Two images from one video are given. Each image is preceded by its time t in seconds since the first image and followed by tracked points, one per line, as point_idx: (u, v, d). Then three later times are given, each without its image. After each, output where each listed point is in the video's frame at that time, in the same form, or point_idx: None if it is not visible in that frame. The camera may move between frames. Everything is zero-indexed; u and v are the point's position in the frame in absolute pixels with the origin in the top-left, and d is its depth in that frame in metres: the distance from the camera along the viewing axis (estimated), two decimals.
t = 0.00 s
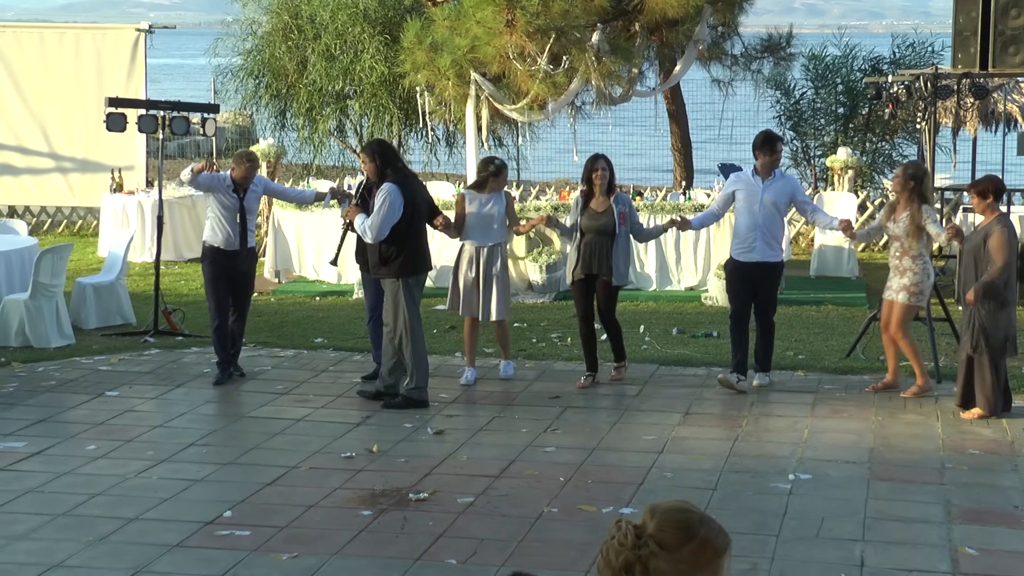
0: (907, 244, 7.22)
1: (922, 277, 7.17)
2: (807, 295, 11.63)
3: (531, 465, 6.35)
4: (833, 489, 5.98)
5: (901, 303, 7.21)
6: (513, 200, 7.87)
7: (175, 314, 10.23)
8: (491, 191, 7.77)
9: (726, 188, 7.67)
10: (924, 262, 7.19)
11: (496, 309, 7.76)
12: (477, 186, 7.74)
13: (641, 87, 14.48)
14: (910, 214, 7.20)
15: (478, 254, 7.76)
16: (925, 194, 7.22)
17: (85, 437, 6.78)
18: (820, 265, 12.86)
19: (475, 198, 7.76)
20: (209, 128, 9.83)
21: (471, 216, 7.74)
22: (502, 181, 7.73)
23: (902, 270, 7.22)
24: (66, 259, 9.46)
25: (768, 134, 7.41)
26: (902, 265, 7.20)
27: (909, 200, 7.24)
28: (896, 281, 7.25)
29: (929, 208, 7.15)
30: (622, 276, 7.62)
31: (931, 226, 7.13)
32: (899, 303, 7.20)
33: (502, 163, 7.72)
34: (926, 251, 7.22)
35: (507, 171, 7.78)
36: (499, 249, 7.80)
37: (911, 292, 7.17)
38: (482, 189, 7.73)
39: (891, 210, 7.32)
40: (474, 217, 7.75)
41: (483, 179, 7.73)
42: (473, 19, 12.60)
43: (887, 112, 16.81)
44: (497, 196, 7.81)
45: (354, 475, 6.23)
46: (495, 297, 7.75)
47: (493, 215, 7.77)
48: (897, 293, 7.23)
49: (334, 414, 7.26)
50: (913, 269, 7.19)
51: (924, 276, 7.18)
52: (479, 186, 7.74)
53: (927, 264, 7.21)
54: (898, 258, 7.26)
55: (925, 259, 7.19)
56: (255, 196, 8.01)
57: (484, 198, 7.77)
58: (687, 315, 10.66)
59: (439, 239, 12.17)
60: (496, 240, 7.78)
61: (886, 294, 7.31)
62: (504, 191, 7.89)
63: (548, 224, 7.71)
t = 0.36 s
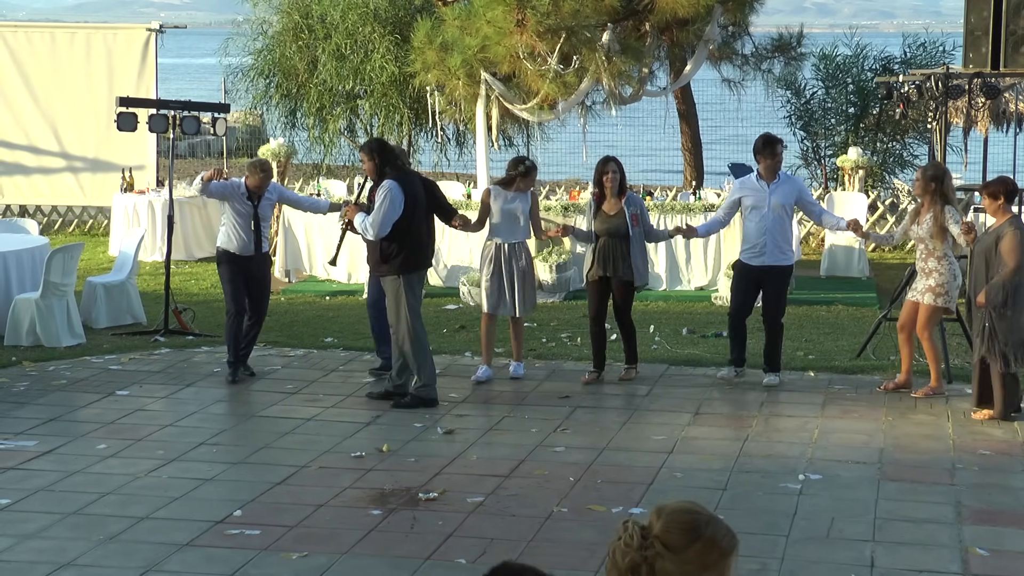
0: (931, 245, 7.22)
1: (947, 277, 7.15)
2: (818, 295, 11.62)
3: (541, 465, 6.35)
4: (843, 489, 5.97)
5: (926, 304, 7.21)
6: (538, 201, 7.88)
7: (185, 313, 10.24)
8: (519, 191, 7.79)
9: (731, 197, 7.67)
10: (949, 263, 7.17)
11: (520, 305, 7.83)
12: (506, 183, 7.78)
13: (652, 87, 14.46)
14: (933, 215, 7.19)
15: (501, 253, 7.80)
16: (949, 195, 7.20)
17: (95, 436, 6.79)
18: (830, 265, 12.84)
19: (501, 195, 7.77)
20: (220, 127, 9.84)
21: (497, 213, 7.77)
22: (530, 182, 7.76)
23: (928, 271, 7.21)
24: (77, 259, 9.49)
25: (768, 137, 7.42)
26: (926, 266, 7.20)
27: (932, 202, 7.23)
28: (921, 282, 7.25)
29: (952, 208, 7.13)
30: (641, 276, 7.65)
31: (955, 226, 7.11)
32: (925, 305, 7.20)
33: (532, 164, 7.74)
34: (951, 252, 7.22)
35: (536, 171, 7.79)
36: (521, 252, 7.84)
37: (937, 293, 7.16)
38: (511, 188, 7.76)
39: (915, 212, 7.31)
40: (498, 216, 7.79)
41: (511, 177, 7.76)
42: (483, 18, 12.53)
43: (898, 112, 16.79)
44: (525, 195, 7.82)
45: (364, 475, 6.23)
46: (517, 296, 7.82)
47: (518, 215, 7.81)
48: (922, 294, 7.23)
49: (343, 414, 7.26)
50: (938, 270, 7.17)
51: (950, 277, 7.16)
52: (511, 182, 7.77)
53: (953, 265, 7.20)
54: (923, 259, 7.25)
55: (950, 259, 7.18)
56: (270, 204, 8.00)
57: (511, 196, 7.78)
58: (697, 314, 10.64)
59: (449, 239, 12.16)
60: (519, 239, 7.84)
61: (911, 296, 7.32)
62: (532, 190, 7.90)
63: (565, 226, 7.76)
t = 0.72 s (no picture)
0: (926, 240, 7.21)
1: (940, 274, 7.15)
2: (818, 295, 11.62)
3: (540, 465, 6.35)
4: (843, 489, 5.97)
5: (921, 300, 7.21)
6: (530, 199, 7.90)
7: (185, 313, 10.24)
8: (509, 189, 7.81)
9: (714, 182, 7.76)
10: (942, 259, 7.17)
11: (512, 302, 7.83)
12: (495, 179, 7.82)
13: (651, 86, 14.47)
14: (929, 211, 7.16)
15: (490, 252, 7.83)
16: (946, 191, 7.17)
17: (94, 436, 6.79)
18: (830, 265, 12.84)
19: (492, 193, 7.81)
20: (219, 127, 9.85)
21: (487, 209, 7.80)
22: (519, 176, 7.79)
23: (921, 267, 7.22)
24: (76, 259, 9.50)
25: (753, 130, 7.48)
26: (919, 262, 7.21)
27: (930, 198, 7.21)
28: (915, 279, 7.26)
29: (949, 205, 7.09)
30: (624, 274, 7.64)
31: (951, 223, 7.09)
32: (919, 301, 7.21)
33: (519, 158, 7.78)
34: (945, 249, 7.21)
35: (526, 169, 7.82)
36: (512, 247, 7.85)
37: (930, 289, 7.16)
38: (500, 185, 7.80)
39: (912, 207, 7.30)
40: (489, 214, 7.81)
41: (501, 175, 7.81)
42: (482, 18, 12.53)
43: (897, 111, 16.79)
44: (515, 191, 7.83)
45: (363, 475, 6.23)
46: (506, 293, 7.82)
47: (508, 212, 7.81)
48: (917, 290, 7.24)
49: (343, 414, 7.26)
50: (932, 267, 7.18)
51: (943, 273, 7.15)
52: (500, 180, 7.81)
53: (947, 262, 7.19)
54: (918, 255, 7.25)
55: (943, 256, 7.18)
56: (267, 198, 8.04)
57: (502, 191, 7.80)
58: (697, 314, 10.63)
59: (449, 239, 12.16)
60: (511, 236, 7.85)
61: (907, 291, 7.33)
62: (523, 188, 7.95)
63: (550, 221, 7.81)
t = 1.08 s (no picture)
0: (913, 244, 7.23)
1: (923, 277, 7.18)
2: (818, 295, 11.62)
3: (540, 464, 6.35)
4: (843, 488, 5.97)
5: (898, 299, 7.23)
6: (501, 198, 7.97)
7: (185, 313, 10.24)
8: (481, 190, 7.86)
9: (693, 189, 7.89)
10: (927, 263, 7.21)
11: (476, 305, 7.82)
12: (468, 182, 7.86)
13: (652, 86, 14.47)
14: (918, 215, 7.18)
15: (464, 253, 7.88)
16: (934, 197, 7.21)
17: (94, 436, 6.79)
18: (830, 264, 12.85)
19: (466, 196, 7.85)
20: (219, 127, 9.86)
21: (462, 213, 7.84)
22: (490, 176, 7.81)
23: (905, 269, 7.25)
24: (76, 259, 9.50)
25: (730, 135, 7.61)
26: (904, 265, 7.23)
27: (919, 202, 7.23)
28: (898, 279, 7.28)
29: (938, 210, 7.13)
30: (605, 278, 7.67)
31: (938, 228, 7.11)
32: (895, 298, 7.23)
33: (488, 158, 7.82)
34: (931, 252, 7.24)
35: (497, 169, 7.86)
36: (488, 251, 7.89)
37: (911, 290, 7.19)
38: (473, 188, 7.84)
39: (900, 210, 7.33)
40: (461, 218, 7.85)
41: (473, 177, 7.85)
42: (483, 18, 12.53)
43: (897, 111, 16.80)
44: (488, 193, 7.88)
45: (363, 475, 6.23)
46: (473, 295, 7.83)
47: (478, 215, 7.83)
48: (899, 289, 7.26)
49: (343, 414, 7.25)
50: (916, 269, 7.21)
51: (924, 276, 7.19)
52: (472, 181, 7.86)
53: (932, 265, 7.23)
54: (903, 258, 7.30)
55: (927, 261, 7.21)
56: (261, 203, 8.03)
57: (474, 195, 7.85)
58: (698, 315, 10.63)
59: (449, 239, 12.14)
60: (484, 241, 7.87)
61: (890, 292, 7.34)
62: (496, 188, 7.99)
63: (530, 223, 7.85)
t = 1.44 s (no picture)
0: (892, 244, 7.24)
1: (901, 278, 7.18)
2: (818, 295, 11.63)
3: (540, 465, 6.35)
4: (843, 488, 5.97)
5: (879, 300, 7.23)
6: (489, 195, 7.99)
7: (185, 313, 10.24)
8: (465, 187, 7.91)
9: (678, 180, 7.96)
10: (905, 263, 7.20)
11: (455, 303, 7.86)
12: (453, 181, 7.92)
13: (651, 86, 14.47)
14: (897, 215, 7.23)
15: (452, 249, 7.92)
16: (914, 197, 7.25)
17: (95, 436, 6.79)
18: (830, 264, 12.85)
19: (452, 195, 7.92)
20: (219, 127, 9.87)
21: (447, 211, 7.88)
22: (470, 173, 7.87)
23: (883, 269, 7.26)
24: (76, 259, 9.50)
25: (710, 126, 7.68)
26: (883, 264, 7.23)
27: (897, 203, 7.27)
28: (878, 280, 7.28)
29: (919, 211, 7.20)
30: (599, 272, 7.74)
31: (920, 228, 7.18)
32: (874, 299, 7.23)
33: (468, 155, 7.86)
34: (910, 253, 7.25)
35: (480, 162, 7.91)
36: (477, 246, 7.92)
37: (890, 291, 7.19)
38: (459, 185, 7.89)
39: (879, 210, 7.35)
40: (448, 215, 7.88)
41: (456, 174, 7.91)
42: (483, 18, 12.53)
43: (897, 111, 16.79)
44: (473, 189, 7.93)
45: (364, 475, 6.23)
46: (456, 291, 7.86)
47: (465, 212, 7.87)
48: (876, 290, 7.26)
49: (343, 414, 7.25)
50: (894, 269, 7.22)
51: (903, 276, 7.19)
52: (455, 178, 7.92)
53: (910, 266, 7.22)
54: (882, 258, 7.30)
55: (906, 261, 7.21)
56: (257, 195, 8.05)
57: (460, 191, 7.90)
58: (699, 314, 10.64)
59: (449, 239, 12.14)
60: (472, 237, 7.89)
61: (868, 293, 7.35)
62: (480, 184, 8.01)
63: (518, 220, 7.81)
